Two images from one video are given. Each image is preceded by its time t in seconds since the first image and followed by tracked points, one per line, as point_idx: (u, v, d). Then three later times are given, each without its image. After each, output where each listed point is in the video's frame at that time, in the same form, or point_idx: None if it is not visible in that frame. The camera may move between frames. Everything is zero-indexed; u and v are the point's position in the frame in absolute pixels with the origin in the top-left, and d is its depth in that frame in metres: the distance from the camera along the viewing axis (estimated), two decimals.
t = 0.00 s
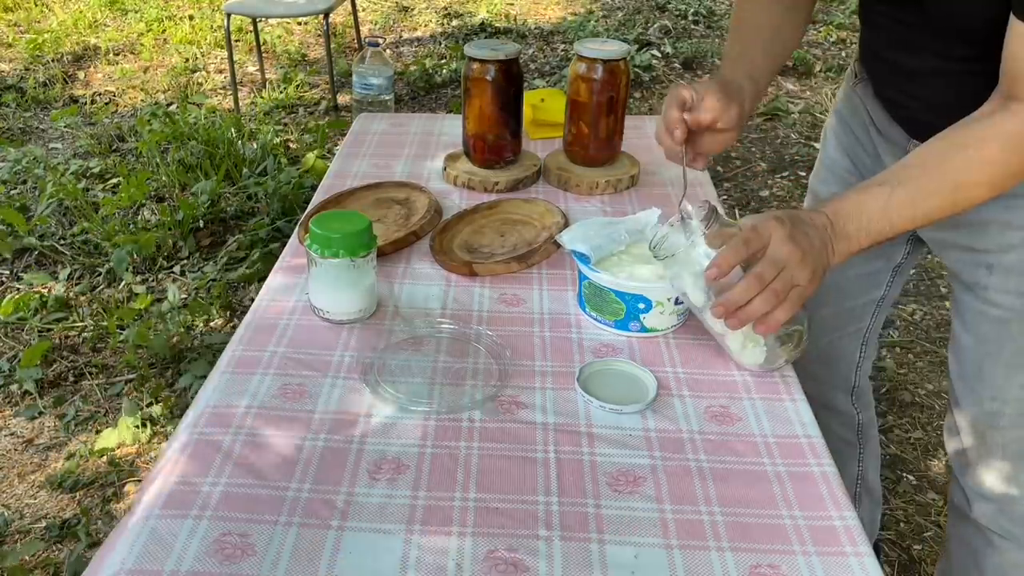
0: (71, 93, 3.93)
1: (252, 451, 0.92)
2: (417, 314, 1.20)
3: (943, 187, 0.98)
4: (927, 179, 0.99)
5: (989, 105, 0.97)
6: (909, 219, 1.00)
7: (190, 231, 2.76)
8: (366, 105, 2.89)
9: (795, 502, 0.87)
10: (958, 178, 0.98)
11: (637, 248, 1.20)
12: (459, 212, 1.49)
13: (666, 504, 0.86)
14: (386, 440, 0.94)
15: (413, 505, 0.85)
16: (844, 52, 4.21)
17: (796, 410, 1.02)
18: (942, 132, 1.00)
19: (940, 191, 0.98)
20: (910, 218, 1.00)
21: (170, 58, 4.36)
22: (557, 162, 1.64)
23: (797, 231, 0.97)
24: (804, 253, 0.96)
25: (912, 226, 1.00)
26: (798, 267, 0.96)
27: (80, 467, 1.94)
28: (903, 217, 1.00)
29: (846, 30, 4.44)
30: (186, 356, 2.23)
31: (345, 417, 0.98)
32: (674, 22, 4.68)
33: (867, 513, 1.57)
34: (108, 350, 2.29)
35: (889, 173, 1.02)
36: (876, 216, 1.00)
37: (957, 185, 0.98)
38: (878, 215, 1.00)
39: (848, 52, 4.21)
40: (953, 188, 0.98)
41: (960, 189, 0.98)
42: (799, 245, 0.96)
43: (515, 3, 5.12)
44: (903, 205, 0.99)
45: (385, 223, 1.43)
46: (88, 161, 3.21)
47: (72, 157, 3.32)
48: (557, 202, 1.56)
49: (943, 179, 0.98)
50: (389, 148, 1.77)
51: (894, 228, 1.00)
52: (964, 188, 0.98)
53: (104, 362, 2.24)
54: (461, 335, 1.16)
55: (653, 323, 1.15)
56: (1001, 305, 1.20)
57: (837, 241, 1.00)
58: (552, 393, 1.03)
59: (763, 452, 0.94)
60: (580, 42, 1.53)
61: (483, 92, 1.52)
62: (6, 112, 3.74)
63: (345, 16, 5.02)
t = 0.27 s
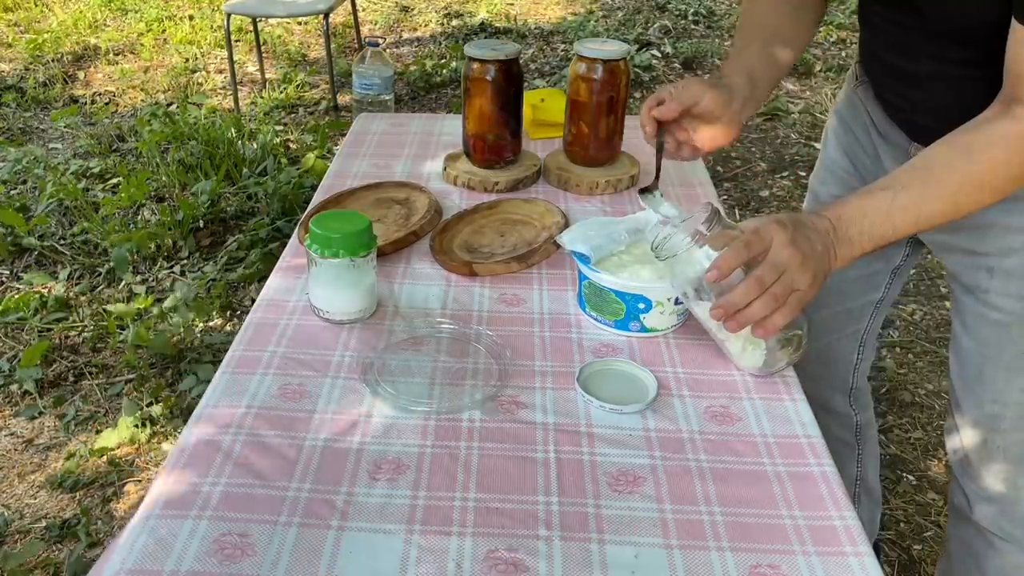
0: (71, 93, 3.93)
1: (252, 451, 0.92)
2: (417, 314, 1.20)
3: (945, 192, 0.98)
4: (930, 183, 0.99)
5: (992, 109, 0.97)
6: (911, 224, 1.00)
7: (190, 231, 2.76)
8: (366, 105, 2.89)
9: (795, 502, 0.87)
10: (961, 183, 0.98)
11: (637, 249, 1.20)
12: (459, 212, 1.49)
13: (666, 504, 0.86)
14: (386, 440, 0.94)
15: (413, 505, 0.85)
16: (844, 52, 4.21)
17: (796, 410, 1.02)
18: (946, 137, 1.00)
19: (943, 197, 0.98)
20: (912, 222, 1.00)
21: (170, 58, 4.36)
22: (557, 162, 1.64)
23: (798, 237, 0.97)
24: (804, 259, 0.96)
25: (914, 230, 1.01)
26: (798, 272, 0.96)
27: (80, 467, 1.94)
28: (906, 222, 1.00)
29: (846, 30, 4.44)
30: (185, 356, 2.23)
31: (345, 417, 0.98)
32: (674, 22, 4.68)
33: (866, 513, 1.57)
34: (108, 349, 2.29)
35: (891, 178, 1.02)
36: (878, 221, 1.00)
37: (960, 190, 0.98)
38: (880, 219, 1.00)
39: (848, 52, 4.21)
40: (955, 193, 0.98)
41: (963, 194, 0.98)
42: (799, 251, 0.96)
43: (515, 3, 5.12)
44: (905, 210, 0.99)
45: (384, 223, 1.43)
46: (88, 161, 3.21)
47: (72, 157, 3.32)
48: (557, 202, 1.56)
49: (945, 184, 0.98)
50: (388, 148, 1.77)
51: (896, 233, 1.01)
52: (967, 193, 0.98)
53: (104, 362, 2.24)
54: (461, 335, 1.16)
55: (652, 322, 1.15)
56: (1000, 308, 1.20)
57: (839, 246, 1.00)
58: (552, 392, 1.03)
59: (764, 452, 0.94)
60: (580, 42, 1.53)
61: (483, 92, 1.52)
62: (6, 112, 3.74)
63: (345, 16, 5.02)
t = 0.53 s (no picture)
0: (72, 93, 3.93)
1: (252, 451, 0.92)
2: (417, 314, 1.20)
3: (956, 199, 0.97)
4: (942, 191, 0.98)
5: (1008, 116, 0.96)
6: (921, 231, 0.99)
7: (190, 231, 2.76)
8: (366, 105, 2.89)
9: (795, 502, 0.87)
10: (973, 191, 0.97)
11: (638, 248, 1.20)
12: (459, 212, 1.49)
13: (666, 504, 0.86)
14: (386, 440, 0.94)
15: (413, 505, 0.85)
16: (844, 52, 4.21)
17: (796, 410, 1.02)
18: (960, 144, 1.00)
19: (954, 204, 0.98)
20: (922, 229, 0.99)
21: (170, 58, 4.37)
22: (557, 162, 1.64)
23: (801, 242, 0.97)
24: (802, 263, 0.96)
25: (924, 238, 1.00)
26: (794, 276, 0.97)
27: (80, 467, 1.94)
28: (915, 229, 0.99)
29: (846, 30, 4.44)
30: (185, 356, 2.23)
31: (346, 417, 0.98)
32: (674, 22, 4.68)
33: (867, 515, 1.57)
34: (108, 349, 2.29)
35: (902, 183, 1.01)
36: (887, 228, 1.00)
37: (971, 197, 0.97)
38: (890, 225, 0.99)
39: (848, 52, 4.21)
40: (966, 201, 0.97)
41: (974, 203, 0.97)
42: (799, 256, 0.96)
43: (515, 3, 5.12)
44: (915, 217, 0.99)
45: (385, 223, 1.43)
46: (88, 161, 3.21)
47: (72, 157, 3.33)
48: (558, 202, 1.56)
49: (956, 191, 0.97)
50: (388, 148, 1.77)
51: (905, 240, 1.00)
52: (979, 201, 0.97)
53: (104, 362, 2.24)
54: (461, 335, 1.16)
55: (652, 322, 1.15)
56: (1019, 320, 1.15)
57: (846, 252, 1.00)
58: (552, 392, 1.03)
59: (763, 452, 0.94)
60: (580, 42, 1.53)
61: (483, 92, 1.53)
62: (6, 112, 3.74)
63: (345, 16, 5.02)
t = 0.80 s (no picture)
0: (72, 93, 3.93)
1: (252, 451, 0.92)
2: (417, 314, 1.20)
3: (957, 200, 0.97)
4: (943, 192, 0.98)
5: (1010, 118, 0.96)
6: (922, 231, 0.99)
7: (190, 231, 2.76)
8: (366, 105, 2.89)
9: (795, 502, 0.87)
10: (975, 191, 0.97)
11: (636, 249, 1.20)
12: (459, 211, 1.49)
13: (666, 504, 0.86)
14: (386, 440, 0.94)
15: (413, 505, 0.85)
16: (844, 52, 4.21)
17: (796, 410, 1.02)
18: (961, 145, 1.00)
19: (955, 205, 0.97)
20: (923, 230, 0.99)
21: (170, 58, 4.37)
22: (557, 162, 1.64)
23: (800, 244, 0.97)
24: (800, 265, 0.96)
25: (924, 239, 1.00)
26: (792, 278, 0.97)
27: (80, 467, 1.94)
28: (915, 230, 0.99)
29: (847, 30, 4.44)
30: (185, 356, 2.23)
31: (345, 417, 0.98)
32: (674, 22, 4.68)
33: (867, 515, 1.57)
34: (108, 350, 2.29)
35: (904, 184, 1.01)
36: (888, 229, 1.00)
37: (973, 198, 0.97)
38: (890, 226, 0.99)
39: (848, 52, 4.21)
40: (967, 201, 0.97)
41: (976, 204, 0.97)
42: (797, 258, 0.96)
43: (515, 3, 5.12)
44: (916, 218, 0.99)
45: (385, 223, 1.43)
46: (88, 161, 3.21)
47: (72, 157, 3.33)
48: (557, 202, 1.56)
49: (957, 192, 0.97)
50: (388, 148, 1.77)
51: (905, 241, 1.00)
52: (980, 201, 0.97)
53: (104, 363, 2.24)
54: (461, 335, 1.16)
55: (651, 322, 1.15)
56: (1019, 320, 1.15)
57: (846, 252, 1.00)
58: (552, 392, 1.04)
59: (763, 452, 0.94)
60: (580, 42, 1.53)
61: (483, 92, 1.53)
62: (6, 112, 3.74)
63: (345, 16, 5.02)
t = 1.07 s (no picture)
0: (72, 93, 3.93)
1: (252, 451, 0.92)
2: (417, 314, 1.20)
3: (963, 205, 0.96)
4: (949, 197, 0.97)
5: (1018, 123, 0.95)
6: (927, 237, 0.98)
7: (190, 231, 2.76)
8: (366, 105, 2.89)
9: (795, 503, 0.87)
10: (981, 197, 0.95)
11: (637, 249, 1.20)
12: (459, 211, 1.49)
13: (666, 504, 0.86)
14: (386, 440, 0.94)
15: (413, 505, 0.85)
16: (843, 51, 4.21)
17: (796, 410, 1.02)
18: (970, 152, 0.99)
19: (962, 210, 0.96)
20: (929, 235, 0.98)
21: (170, 58, 4.37)
22: (557, 163, 1.64)
23: (794, 249, 0.97)
24: (793, 269, 0.97)
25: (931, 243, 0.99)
26: (783, 281, 0.97)
27: (80, 467, 1.94)
28: (920, 235, 0.98)
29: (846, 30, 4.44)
30: (185, 356, 2.23)
31: (345, 417, 0.98)
32: (674, 22, 4.68)
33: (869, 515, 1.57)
34: (108, 350, 2.29)
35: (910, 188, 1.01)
36: (893, 233, 0.99)
37: (980, 203, 0.95)
38: (895, 231, 0.99)
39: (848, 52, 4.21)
40: (974, 207, 0.96)
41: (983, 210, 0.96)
42: (790, 262, 0.97)
43: (514, 3, 5.12)
44: (921, 224, 0.98)
45: (385, 223, 1.43)
46: (88, 161, 3.21)
47: (72, 157, 3.33)
48: (558, 202, 1.56)
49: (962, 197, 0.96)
50: (388, 148, 1.77)
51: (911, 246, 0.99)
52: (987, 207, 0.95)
53: (104, 363, 2.24)
54: (461, 334, 1.16)
55: (651, 323, 1.15)
56: None
57: (849, 257, 1.00)
58: (552, 392, 1.04)
59: (763, 452, 0.94)
60: (580, 42, 1.53)
61: (483, 92, 1.52)
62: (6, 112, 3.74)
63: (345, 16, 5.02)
